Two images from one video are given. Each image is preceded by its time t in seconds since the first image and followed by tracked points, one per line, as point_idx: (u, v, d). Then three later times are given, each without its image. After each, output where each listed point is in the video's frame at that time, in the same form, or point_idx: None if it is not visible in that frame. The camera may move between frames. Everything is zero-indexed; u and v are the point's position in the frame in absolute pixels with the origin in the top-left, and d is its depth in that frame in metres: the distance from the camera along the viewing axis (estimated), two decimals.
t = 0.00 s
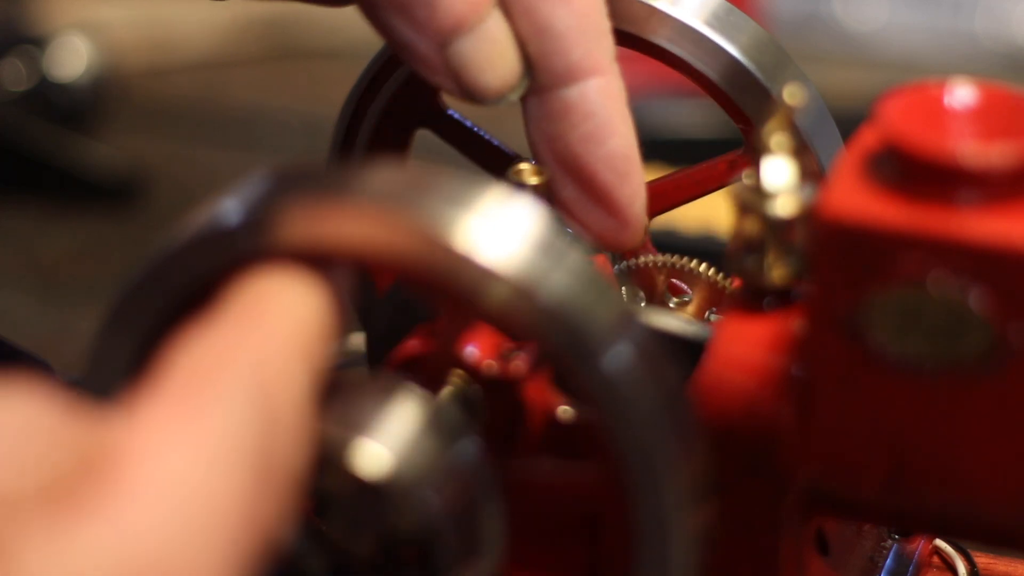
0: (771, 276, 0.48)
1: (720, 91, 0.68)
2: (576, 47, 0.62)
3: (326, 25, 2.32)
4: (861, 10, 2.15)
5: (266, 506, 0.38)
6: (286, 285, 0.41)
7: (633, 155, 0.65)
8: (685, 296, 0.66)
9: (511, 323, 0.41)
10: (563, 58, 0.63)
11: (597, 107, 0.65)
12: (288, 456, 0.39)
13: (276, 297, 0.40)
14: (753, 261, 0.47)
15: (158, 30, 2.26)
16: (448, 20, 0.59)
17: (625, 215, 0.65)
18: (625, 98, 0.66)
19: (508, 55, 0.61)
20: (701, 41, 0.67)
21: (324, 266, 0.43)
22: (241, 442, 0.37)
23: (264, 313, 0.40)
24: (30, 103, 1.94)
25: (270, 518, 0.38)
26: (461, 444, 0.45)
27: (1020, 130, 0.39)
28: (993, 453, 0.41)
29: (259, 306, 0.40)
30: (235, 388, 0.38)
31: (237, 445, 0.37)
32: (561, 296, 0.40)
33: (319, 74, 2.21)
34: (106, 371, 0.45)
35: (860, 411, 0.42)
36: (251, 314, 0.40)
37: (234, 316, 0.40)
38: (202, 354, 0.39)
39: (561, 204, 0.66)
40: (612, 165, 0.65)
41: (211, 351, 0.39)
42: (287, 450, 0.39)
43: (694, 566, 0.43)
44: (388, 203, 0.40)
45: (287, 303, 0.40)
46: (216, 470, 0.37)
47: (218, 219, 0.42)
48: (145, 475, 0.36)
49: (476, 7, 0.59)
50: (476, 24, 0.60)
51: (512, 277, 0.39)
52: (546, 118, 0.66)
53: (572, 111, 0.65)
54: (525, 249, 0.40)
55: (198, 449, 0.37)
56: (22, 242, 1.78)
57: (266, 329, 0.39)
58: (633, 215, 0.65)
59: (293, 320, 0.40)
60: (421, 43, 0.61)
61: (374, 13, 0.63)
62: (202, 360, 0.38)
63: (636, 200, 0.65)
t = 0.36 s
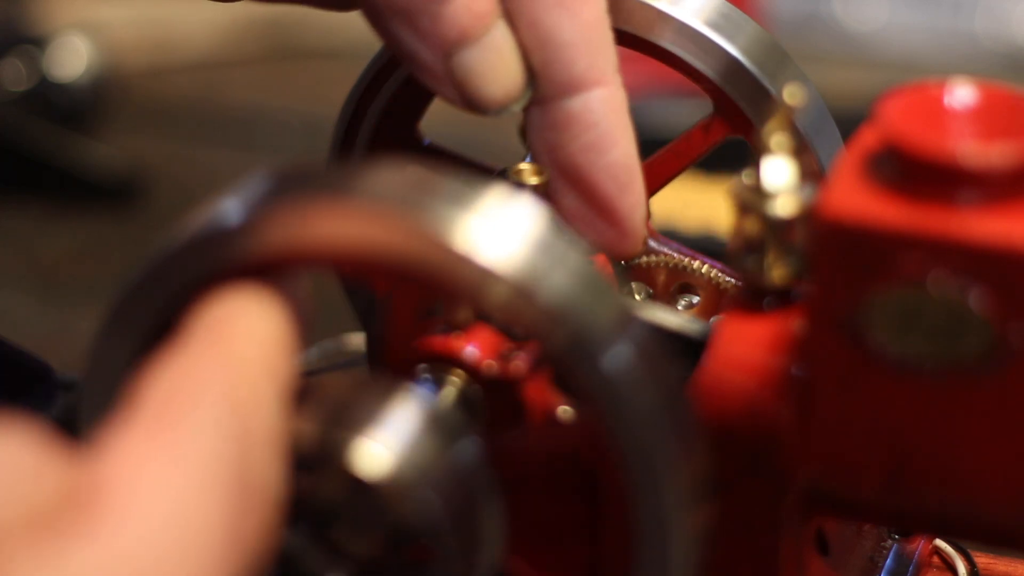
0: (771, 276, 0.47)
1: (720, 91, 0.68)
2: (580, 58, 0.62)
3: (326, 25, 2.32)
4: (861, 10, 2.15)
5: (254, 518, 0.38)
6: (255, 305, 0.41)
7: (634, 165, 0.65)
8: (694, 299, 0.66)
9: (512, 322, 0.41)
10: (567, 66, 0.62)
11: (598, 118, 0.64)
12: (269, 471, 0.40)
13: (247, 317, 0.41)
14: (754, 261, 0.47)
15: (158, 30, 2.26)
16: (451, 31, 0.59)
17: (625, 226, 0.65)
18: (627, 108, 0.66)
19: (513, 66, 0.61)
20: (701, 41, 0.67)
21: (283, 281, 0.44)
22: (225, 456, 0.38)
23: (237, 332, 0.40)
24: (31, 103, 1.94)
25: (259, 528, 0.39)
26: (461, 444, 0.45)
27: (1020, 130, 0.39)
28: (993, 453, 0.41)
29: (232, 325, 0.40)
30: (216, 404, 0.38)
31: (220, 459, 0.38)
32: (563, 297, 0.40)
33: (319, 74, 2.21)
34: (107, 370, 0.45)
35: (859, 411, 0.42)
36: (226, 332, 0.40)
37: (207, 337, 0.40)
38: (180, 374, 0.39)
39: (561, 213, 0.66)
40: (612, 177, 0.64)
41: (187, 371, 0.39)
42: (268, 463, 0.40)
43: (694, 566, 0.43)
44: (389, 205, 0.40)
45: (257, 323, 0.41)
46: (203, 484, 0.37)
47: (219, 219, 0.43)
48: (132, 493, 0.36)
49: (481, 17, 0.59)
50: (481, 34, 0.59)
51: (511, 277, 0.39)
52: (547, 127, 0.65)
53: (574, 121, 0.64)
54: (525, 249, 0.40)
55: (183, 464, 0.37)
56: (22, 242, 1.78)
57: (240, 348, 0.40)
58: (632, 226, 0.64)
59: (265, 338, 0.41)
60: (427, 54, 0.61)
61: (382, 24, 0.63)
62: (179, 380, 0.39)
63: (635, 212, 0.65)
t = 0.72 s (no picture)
0: (771, 276, 0.48)
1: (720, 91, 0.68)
2: (571, 57, 0.62)
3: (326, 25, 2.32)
4: (861, 10, 2.15)
5: (226, 535, 0.39)
6: (226, 323, 0.42)
7: (626, 163, 0.64)
8: (696, 300, 0.66)
9: (512, 321, 0.41)
10: (558, 65, 0.63)
11: (590, 116, 0.64)
12: (243, 488, 0.41)
13: (219, 336, 0.42)
14: (754, 261, 0.48)
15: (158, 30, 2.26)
16: (444, 28, 0.59)
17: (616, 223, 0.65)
18: (619, 107, 0.65)
19: (503, 64, 0.61)
20: (701, 41, 0.67)
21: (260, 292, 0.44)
22: (197, 474, 0.39)
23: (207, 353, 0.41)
24: (30, 103, 1.93)
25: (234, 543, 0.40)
26: (461, 445, 0.45)
27: (1020, 130, 0.39)
28: (993, 453, 0.41)
29: (203, 345, 0.41)
30: (187, 423, 0.39)
31: (193, 480, 0.39)
32: (564, 296, 0.40)
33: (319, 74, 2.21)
34: (108, 372, 0.45)
35: (859, 411, 0.42)
36: (197, 353, 0.41)
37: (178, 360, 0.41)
38: (152, 397, 0.40)
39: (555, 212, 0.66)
40: (602, 175, 0.64)
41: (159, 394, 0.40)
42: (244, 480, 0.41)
43: (693, 566, 0.43)
44: (388, 207, 0.40)
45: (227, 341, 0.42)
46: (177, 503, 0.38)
47: (218, 219, 0.43)
48: (105, 514, 0.37)
49: (473, 15, 0.59)
50: (473, 32, 0.60)
51: (511, 276, 0.39)
52: (539, 125, 0.65)
53: (566, 119, 0.64)
54: (525, 250, 0.40)
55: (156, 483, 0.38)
56: (21, 242, 1.78)
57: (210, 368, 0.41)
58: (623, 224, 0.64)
59: (236, 357, 0.42)
60: (418, 52, 0.61)
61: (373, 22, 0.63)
62: (151, 401, 0.40)
63: (626, 210, 0.65)
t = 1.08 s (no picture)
0: (771, 276, 0.48)
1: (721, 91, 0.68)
2: (578, 61, 0.62)
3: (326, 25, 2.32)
4: (861, 10, 2.15)
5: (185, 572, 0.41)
6: (188, 363, 0.43)
7: (634, 167, 0.65)
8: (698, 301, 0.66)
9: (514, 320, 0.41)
10: (563, 70, 0.63)
11: (598, 121, 0.64)
12: (205, 525, 0.42)
13: (179, 376, 0.43)
14: (754, 261, 0.48)
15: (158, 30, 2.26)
16: (450, 36, 0.59)
17: (625, 227, 0.65)
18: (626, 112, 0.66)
19: (509, 71, 0.62)
20: (701, 41, 0.67)
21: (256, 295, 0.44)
22: (158, 515, 0.40)
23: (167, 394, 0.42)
24: (31, 103, 1.93)
25: None
26: (461, 445, 0.45)
27: (1020, 130, 0.39)
28: (993, 452, 0.41)
29: (164, 387, 0.42)
30: (148, 465, 0.41)
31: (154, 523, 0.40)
32: (563, 294, 0.40)
33: (319, 74, 2.21)
34: (109, 371, 0.45)
35: (858, 411, 0.42)
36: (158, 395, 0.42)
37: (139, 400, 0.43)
38: (116, 437, 0.41)
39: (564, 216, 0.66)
40: (612, 179, 0.64)
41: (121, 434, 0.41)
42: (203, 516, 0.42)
43: (693, 566, 0.43)
44: (390, 206, 0.40)
45: (187, 382, 0.43)
46: (137, 543, 0.39)
47: (218, 219, 0.43)
48: (68, 552, 0.39)
49: (478, 25, 0.60)
50: (480, 41, 0.60)
51: (511, 277, 0.39)
52: (546, 131, 0.65)
53: (574, 124, 0.64)
54: (525, 249, 0.40)
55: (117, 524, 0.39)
56: (21, 242, 1.78)
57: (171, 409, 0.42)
58: (633, 228, 0.65)
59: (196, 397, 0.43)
60: (425, 61, 0.62)
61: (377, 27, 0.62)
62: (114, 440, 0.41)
63: (635, 214, 0.65)
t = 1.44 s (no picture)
0: (771, 276, 0.48)
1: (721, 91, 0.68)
2: (575, 59, 0.62)
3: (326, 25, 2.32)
4: (861, 10, 2.15)
5: None
6: (183, 389, 0.44)
7: (628, 167, 0.65)
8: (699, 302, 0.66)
9: (513, 320, 0.41)
10: (561, 70, 0.63)
11: (593, 121, 0.64)
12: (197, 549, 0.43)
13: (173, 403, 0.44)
14: (754, 261, 0.48)
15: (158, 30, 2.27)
16: (446, 34, 0.59)
17: (618, 227, 0.64)
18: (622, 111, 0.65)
19: (505, 69, 0.62)
20: (701, 40, 0.67)
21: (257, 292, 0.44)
22: (156, 539, 0.41)
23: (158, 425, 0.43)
24: (31, 103, 1.94)
25: None
26: (461, 446, 0.45)
27: (1019, 130, 0.39)
28: (993, 453, 0.41)
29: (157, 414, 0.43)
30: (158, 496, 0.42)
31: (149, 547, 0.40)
32: (563, 294, 0.40)
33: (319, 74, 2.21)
34: (112, 371, 0.45)
35: (859, 410, 0.42)
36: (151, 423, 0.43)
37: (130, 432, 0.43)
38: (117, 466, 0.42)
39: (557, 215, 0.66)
40: (607, 178, 0.64)
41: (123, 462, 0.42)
42: (195, 541, 0.43)
43: (693, 566, 0.43)
44: (390, 206, 0.40)
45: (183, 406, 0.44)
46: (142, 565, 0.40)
47: (219, 219, 0.43)
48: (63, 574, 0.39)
49: (475, 23, 0.60)
50: (476, 39, 0.60)
51: (511, 277, 0.39)
52: (542, 129, 0.65)
53: (569, 123, 0.64)
54: (525, 249, 0.40)
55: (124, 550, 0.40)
56: (22, 242, 1.78)
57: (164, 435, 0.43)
58: (626, 227, 0.64)
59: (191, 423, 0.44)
60: (420, 58, 0.62)
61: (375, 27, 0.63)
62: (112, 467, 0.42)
63: (629, 214, 0.65)
